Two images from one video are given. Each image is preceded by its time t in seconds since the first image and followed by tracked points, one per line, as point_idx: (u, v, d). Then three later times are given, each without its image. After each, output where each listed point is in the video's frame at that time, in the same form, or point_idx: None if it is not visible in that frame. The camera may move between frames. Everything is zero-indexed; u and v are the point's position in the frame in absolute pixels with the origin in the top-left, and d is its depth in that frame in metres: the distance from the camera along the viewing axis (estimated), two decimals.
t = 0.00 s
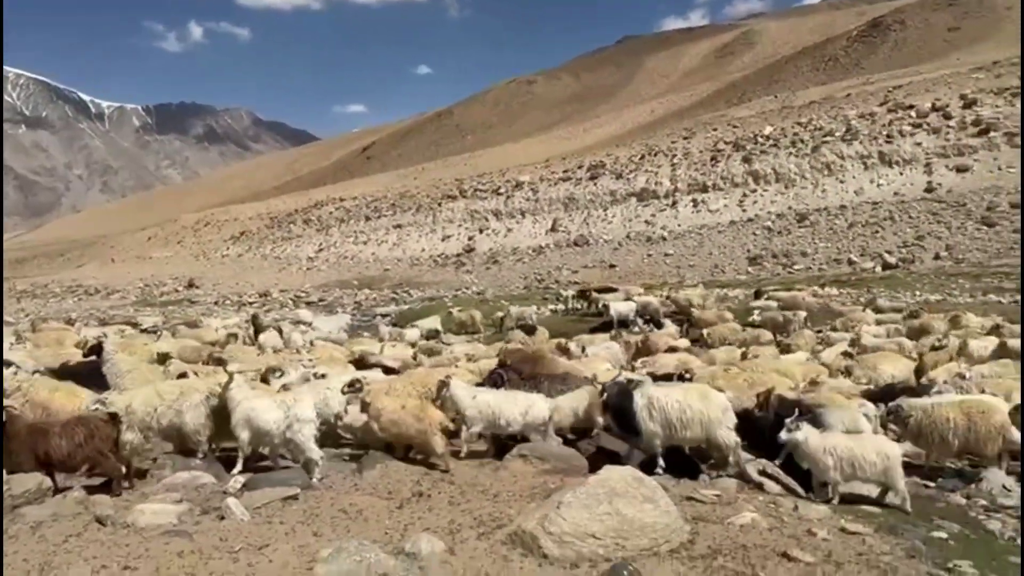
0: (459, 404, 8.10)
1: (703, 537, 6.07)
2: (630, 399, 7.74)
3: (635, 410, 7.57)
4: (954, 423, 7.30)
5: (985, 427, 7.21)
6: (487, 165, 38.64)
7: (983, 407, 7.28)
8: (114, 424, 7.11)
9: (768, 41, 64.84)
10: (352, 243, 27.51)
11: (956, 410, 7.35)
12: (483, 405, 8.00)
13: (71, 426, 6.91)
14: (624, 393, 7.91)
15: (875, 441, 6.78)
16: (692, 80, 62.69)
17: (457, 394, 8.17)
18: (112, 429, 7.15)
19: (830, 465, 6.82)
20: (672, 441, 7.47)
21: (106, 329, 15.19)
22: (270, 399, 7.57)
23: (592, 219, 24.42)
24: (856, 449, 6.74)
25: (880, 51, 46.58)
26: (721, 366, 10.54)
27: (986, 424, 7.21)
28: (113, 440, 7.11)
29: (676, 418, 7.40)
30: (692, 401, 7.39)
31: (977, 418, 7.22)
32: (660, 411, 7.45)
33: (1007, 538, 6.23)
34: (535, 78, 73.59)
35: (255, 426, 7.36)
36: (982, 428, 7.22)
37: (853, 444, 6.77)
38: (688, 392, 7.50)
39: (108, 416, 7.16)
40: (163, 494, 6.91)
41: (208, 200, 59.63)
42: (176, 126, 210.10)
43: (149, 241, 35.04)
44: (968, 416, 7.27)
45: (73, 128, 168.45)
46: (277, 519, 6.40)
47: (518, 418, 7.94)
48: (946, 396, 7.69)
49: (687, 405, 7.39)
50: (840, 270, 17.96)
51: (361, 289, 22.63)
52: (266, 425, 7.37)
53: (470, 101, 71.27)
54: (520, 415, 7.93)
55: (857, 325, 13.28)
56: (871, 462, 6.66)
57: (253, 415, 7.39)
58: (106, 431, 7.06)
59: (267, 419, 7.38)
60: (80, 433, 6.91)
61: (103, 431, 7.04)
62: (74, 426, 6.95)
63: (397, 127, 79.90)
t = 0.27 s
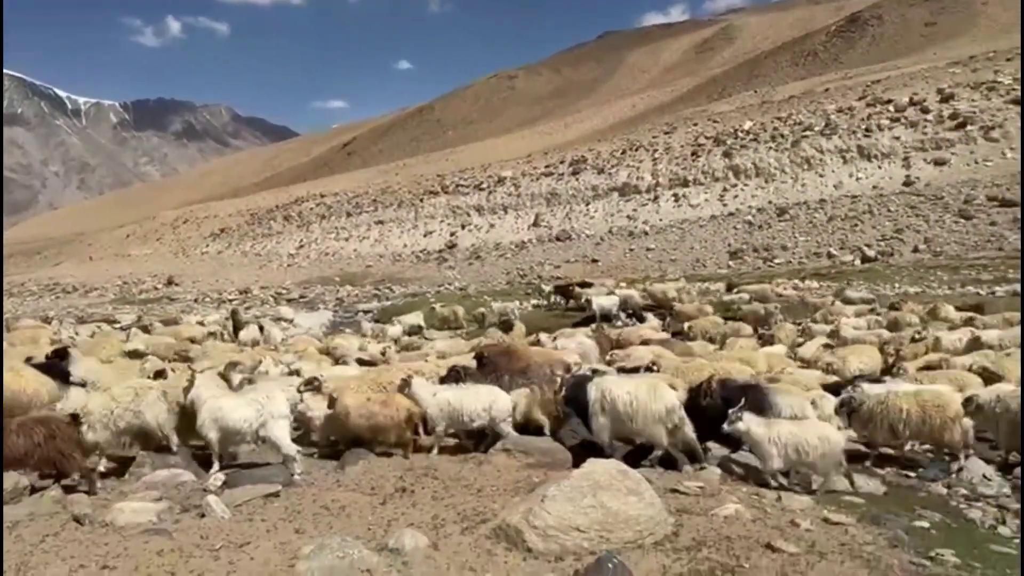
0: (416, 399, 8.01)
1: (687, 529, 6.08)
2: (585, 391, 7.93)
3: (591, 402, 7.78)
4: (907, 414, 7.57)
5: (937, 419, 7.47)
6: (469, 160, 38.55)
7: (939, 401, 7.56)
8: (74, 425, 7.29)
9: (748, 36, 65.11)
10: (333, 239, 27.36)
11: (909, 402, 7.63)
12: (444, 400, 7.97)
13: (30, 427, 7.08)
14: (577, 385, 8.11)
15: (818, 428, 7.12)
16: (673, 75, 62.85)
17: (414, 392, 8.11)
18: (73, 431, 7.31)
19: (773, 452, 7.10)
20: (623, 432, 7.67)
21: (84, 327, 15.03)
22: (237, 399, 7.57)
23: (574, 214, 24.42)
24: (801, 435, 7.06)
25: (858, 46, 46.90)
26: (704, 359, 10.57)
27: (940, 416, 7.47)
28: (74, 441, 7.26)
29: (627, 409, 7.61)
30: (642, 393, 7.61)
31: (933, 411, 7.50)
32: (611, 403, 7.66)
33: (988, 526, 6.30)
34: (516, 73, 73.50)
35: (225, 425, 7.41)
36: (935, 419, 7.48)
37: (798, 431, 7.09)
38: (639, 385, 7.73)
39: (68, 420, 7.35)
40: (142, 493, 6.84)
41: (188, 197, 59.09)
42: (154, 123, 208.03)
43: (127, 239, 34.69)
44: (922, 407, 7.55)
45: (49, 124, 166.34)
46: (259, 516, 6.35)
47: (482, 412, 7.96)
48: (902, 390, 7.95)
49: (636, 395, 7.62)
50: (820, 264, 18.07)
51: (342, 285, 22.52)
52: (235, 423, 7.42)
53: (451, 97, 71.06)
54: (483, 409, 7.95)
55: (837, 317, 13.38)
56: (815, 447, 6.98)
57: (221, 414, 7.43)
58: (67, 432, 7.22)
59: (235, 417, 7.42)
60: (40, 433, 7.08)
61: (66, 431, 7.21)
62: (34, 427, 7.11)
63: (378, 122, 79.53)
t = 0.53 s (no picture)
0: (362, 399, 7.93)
1: (664, 527, 6.09)
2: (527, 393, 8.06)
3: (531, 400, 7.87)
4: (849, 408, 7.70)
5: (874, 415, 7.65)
6: (444, 157, 38.41)
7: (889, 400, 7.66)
8: (28, 429, 7.17)
9: (721, 33, 65.50)
10: (308, 238, 27.14)
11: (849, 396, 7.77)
12: (389, 400, 7.88)
13: None
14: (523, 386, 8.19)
15: (747, 417, 7.19)
16: (647, 72, 63.09)
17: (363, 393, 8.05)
18: (26, 435, 7.19)
19: (703, 441, 7.20)
20: (561, 428, 7.74)
21: (53, 329, 14.77)
22: (194, 401, 7.58)
23: (550, 211, 24.41)
24: (729, 425, 7.14)
25: (829, 43, 47.37)
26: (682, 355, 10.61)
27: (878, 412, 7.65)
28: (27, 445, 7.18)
29: (561, 409, 7.69)
30: (576, 389, 7.69)
31: (872, 407, 7.65)
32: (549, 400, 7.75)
33: (960, 519, 6.39)
34: (491, 70, 73.37)
35: (179, 428, 7.34)
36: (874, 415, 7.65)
37: (724, 422, 7.18)
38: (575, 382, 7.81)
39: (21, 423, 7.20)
40: (112, 499, 6.73)
41: (160, 195, 58.32)
42: (125, 120, 205.24)
43: (98, 239, 34.16)
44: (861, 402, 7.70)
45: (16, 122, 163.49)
46: (231, 520, 6.27)
47: (427, 411, 7.83)
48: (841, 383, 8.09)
49: (570, 394, 7.69)
50: (794, 259, 18.21)
51: (318, 284, 22.35)
52: (193, 427, 7.36)
53: (426, 94, 70.78)
54: (427, 408, 7.83)
55: (810, 313, 13.49)
56: (743, 436, 7.06)
57: (179, 418, 7.37)
58: (21, 437, 7.11)
59: (194, 421, 7.37)
60: None
61: (19, 437, 7.10)
62: None
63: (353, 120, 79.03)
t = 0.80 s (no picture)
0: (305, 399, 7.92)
1: (641, 528, 6.09)
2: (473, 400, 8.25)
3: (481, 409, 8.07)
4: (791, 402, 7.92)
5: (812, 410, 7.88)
6: (421, 158, 38.28)
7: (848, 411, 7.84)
8: None
9: (695, 33, 65.90)
10: (284, 240, 26.92)
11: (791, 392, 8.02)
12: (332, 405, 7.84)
13: None
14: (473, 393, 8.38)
15: (683, 413, 7.39)
16: (622, 73, 63.32)
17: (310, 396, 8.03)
18: None
19: (641, 439, 7.37)
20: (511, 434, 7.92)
21: (23, 335, 14.53)
22: (162, 406, 7.53)
23: (527, 212, 24.40)
24: (666, 422, 7.33)
25: (802, 44, 47.82)
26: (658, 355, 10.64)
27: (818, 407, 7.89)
28: None
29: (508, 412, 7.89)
30: (522, 395, 7.90)
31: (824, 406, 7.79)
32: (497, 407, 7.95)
33: (935, 516, 6.45)
34: (467, 71, 73.27)
35: (141, 434, 7.37)
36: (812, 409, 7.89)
37: (662, 417, 7.37)
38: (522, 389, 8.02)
39: None
40: (82, 508, 6.62)
41: (133, 198, 57.60)
42: (96, 122, 202.55)
43: (69, 243, 33.66)
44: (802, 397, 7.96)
45: None
46: (203, 528, 6.19)
47: (369, 420, 7.81)
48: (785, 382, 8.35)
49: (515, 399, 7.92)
50: (769, 258, 18.34)
51: (293, 287, 22.17)
52: (152, 433, 7.36)
53: (402, 95, 70.54)
54: (369, 416, 7.82)
55: (785, 312, 13.60)
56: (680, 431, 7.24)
57: (140, 423, 7.39)
58: None
59: (153, 426, 7.36)
60: None
61: None
62: None
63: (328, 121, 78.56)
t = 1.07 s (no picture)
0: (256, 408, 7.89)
1: (622, 530, 6.09)
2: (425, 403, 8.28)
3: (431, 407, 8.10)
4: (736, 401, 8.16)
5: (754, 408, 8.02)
6: (398, 161, 38.17)
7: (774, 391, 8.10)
8: None
9: (671, 36, 66.32)
10: (260, 244, 26.71)
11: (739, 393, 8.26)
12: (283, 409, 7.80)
13: None
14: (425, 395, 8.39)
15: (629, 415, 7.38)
16: (599, 76, 63.52)
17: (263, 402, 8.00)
18: None
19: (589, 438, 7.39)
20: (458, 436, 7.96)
21: None
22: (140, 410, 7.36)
23: (505, 214, 24.38)
24: (611, 419, 7.37)
25: (777, 46, 48.25)
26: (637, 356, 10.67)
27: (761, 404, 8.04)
28: None
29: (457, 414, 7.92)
30: (471, 399, 7.92)
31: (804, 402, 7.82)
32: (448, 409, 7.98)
33: (912, 512, 6.51)
34: (444, 73, 73.16)
35: (120, 441, 7.20)
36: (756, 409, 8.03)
37: (608, 415, 7.42)
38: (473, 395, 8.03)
39: None
40: (54, 517, 6.51)
41: (106, 202, 56.92)
42: (69, 125, 199.98)
43: (41, 248, 33.20)
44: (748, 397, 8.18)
45: None
46: (179, 536, 6.11)
47: (321, 423, 7.76)
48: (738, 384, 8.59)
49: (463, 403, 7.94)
50: (745, 259, 18.45)
51: (270, 291, 21.99)
52: (129, 440, 7.18)
53: (379, 97, 70.30)
54: (323, 419, 7.76)
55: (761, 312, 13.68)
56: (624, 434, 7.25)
57: (117, 430, 7.22)
58: None
59: (131, 434, 7.19)
60: None
61: None
62: None
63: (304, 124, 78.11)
